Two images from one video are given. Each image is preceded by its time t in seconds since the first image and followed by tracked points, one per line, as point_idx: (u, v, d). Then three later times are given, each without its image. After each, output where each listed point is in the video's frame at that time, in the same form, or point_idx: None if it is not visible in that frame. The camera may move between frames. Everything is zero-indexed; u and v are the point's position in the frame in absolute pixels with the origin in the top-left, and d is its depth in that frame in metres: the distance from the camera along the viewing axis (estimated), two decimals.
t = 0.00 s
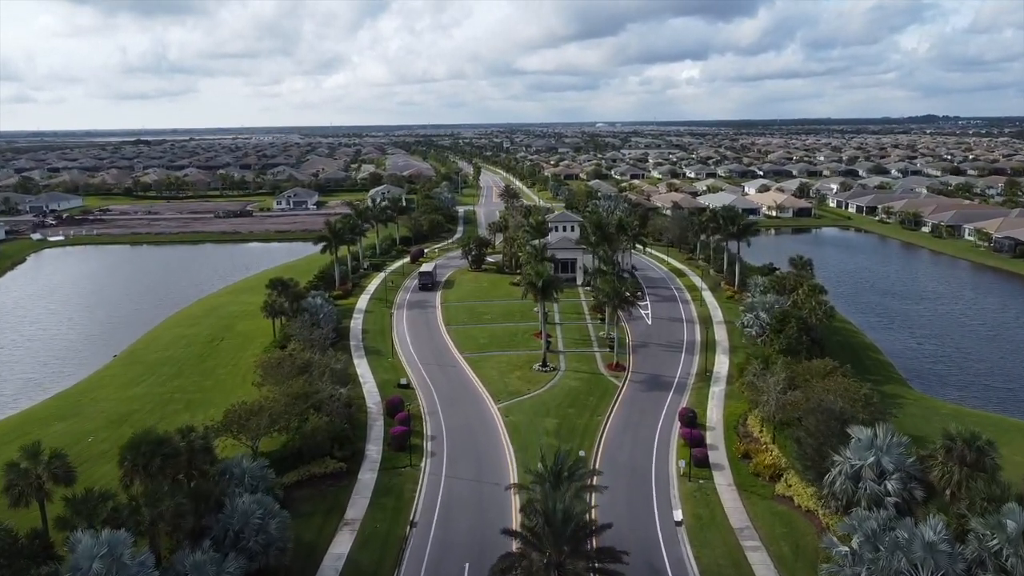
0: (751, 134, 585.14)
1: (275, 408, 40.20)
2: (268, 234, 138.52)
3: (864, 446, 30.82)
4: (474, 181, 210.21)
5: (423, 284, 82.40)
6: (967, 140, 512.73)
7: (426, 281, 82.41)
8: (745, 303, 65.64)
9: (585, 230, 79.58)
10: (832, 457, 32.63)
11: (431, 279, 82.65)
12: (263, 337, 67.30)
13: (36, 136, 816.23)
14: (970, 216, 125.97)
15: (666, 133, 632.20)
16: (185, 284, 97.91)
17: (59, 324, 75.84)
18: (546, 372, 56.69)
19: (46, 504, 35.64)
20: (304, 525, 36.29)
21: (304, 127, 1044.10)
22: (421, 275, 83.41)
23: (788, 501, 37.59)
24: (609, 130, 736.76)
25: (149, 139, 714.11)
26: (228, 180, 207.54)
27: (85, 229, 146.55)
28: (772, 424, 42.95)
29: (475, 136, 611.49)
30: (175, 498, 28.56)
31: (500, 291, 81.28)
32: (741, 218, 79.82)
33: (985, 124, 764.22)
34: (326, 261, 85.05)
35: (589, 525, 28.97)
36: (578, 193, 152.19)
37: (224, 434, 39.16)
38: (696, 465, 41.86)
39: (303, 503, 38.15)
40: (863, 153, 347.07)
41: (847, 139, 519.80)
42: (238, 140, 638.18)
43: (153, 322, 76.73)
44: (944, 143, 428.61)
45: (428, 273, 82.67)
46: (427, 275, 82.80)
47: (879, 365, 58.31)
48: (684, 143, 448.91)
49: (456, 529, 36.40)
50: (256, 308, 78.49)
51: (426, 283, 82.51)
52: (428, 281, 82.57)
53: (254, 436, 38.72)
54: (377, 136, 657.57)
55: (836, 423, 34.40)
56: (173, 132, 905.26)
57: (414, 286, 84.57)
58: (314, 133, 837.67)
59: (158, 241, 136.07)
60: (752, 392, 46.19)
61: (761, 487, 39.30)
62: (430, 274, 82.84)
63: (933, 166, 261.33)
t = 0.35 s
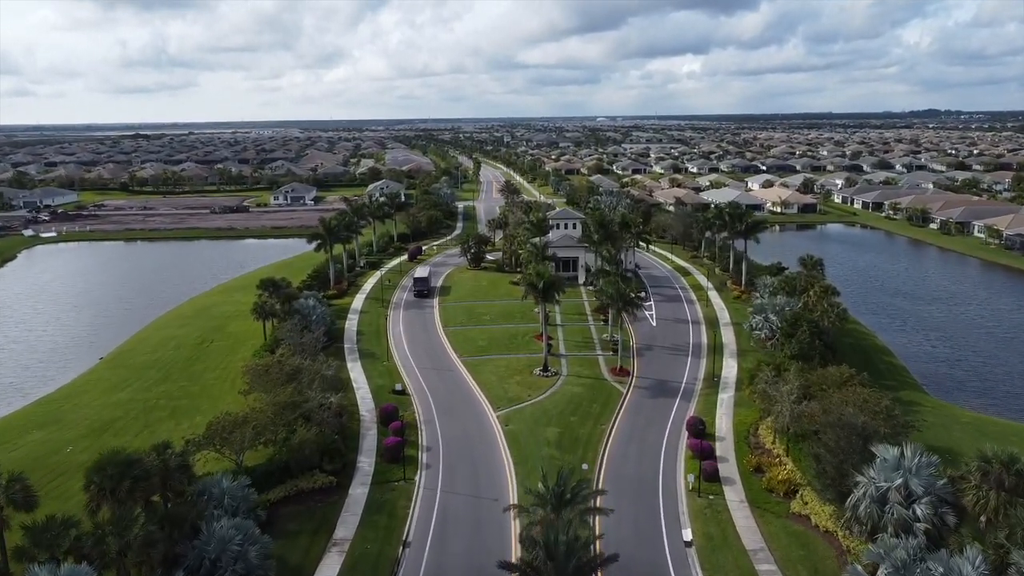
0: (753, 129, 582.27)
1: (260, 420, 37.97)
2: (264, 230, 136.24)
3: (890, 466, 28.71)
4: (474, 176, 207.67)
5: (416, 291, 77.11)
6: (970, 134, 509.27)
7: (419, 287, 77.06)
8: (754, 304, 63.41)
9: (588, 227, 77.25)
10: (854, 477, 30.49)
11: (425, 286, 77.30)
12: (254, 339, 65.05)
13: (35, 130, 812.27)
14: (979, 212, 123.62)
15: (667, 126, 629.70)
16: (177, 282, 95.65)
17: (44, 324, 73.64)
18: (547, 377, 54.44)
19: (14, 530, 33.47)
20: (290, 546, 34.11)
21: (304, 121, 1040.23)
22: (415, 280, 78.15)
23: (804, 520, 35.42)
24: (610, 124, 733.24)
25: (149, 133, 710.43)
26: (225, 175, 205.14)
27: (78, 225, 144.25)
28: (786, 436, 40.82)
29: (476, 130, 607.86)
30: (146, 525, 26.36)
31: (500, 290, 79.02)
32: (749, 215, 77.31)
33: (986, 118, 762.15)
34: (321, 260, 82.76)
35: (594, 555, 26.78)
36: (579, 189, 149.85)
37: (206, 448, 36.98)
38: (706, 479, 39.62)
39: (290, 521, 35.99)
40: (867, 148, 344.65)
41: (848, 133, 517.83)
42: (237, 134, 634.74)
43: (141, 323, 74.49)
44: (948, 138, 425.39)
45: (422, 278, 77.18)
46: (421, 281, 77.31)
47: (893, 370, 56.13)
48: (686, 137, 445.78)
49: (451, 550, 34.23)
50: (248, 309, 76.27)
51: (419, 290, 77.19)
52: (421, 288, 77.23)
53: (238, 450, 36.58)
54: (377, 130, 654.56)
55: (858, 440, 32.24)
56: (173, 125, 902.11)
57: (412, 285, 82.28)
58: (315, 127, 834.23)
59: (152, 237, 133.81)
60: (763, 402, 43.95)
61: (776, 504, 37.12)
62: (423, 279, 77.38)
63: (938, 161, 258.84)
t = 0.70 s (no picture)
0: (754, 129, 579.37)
1: (242, 441, 35.49)
2: (260, 231, 133.85)
3: (925, 498, 26.29)
4: (474, 176, 205.24)
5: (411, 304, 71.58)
6: (974, 134, 506.51)
7: (414, 301, 71.53)
8: (763, 312, 60.99)
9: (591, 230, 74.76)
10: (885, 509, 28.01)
11: (420, 300, 71.67)
12: (244, 347, 62.54)
13: (35, 129, 809.93)
14: (989, 214, 121.15)
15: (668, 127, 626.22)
16: (169, 286, 93.31)
17: (28, 331, 71.19)
18: (548, 389, 51.95)
19: None
20: None
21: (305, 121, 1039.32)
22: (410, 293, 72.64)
23: (825, 549, 32.98)
24: (612, 124, 730.34)
25: (147, 133, 707.45)
26: (222, 175, 202.67)
27: (71, 226, 141.80)
28: (802, 456, 38.39)
29: (477, 130, 605.41)
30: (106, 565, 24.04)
31: (499, 295, 76.52)
32: (757, 217, 74.76)
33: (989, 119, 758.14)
34: (315, 263, 80.29)
35: None
36: (581, 189, 147.39)
37: (184, 471, 34.51)
38: (719, 502, 37.15)
39: (272, 551, 33.57)
40: (869, 148, 342.05)
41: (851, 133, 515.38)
42: (237, 134, 632.14)
43: (128, 330, 71.99)
44: (952, 138, 422.94)
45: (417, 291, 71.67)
46: (416, 294, 71.73)
47: (911, 381, 53.69)
48: (687, 137, 443.01)
49: None
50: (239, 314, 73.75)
51: (415, 304, 71.61)
52: (416, 302, 71.61)
53: (218, 472, 34.19)
54: (378, 130, 652.11)
55: (886, 466, 29.80)
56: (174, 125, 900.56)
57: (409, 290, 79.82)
58: (315, 126, 831.87)
59: (146, 238, 131.31)
60: (778, 418, 41.47)
61: (793, 531, 34.67)
62: (418, 292, 71.82)
63: (943, 161, 256.35)
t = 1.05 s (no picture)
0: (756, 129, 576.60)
1: (222, 464, 33.05)
2: (256, 232, 131.52)
3: (966, 538, 23.98)
4: (475, 177, 202.88)
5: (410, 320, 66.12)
6: (978, 135, 503.79)
7: (413, 317, 66.07)
8: (774, 319, 58.57)
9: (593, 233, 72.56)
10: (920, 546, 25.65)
11: (419, 316, 66.26)
12: (234, 355, 60.12)
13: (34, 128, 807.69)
14: (1000, 217, 118.67)
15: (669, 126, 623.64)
16: (160, 290, 90.98)
17: (11, 338, 68.84)
18: (551, 402, 49.59)
19: None
20: None
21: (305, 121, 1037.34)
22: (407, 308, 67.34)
23: None
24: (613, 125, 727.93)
25: (147, 133, 705.68)
26: (219, 175, 200.33)
27: (64, 228, 139.48)
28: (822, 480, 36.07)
29: (478, 130, 603.02)
30: None
31: (499, 301, 74.17)
32: (764, 221, 72.39)
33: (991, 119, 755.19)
34: (309, 267, 77.95)
35: None
36: (582, 190, 145.01)
37: (159, 497, 32.15)
38: (733, 529, 34.76)
39: None
40: (873, 148, 338.95)
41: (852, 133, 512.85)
42: (237, 134, 630.10)
43: (116, 337, 69.68)
44: (955, 138, 420.30)
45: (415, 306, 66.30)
46: (416, 310, 66.38)
47: (930, 394, 51.35)
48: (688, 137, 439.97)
49: None
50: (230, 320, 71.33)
51: (413, 320, 66.13)
52: (415, 318, 66.11)
53: (196, 499, 31.85)
54: (378, 131, 649.91)
55: (920, 496, 27.44)
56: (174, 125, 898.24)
57: (406, 296, 77.45)
58: (315, 126, 829.67)
59: (140, 240, 128.93)
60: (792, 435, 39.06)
61: (814, 561, 32.33)
62: (417, 308, 66.55)
63: (948, 162, 253.77)
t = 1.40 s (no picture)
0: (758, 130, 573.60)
1: (198, 495, 30.35)
2: (251, 234, 128.88)
3: None
4: (475, 178, 200.07)
5: (407, 343, 59.68)
6: (982, 135, 500.46)
7: (410, 340, 59.63)
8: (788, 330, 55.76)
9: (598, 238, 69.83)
10: None
11: (417, 339, 59.84)
12: (222, 366, 57.38)
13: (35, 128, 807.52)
14: (1013, 219, 115.90)
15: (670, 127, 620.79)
16: (151, 295, 88.34)
17: None
18: (554, 419, 46.85)
19: None
20: None
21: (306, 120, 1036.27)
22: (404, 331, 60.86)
23: None
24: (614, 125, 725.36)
25: (147, 131, 703.74)
26: (216, 175, 197.73)
27: (56, 229, 136.84)
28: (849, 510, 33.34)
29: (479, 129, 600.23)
30: None
31: (500, 308, 71.48)
32: (774, 224, 69.60)
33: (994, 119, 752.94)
34: (302, 273, 75.21)
35: None
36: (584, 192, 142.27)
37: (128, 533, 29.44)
38: (752, 564, 32.04)
39: None
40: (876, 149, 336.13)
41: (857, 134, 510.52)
42: (236, 134, 627.24)
43: (101, 345, 67.06)
44: (959, 138, 417.43)
45: (413, 328, 59.94)
46: (413, 332, 59.92)
47: (955, 409, 48.65)
48: (690, 138, 436.64)
49: None
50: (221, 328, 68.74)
51: (410, 344, 59.69)
52: (412, 341, 59.67)
53: (167, 535, 29.15)
54: (379, 130, 647.26)
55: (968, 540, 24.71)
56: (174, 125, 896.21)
57: (403, 302, 74.80)
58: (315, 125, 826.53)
59: (132, 242, 126.31)
60: (813, 459, 36.37)
61: None
62: (415, 330, 60.14)
63: (953, 163, 250.89)
